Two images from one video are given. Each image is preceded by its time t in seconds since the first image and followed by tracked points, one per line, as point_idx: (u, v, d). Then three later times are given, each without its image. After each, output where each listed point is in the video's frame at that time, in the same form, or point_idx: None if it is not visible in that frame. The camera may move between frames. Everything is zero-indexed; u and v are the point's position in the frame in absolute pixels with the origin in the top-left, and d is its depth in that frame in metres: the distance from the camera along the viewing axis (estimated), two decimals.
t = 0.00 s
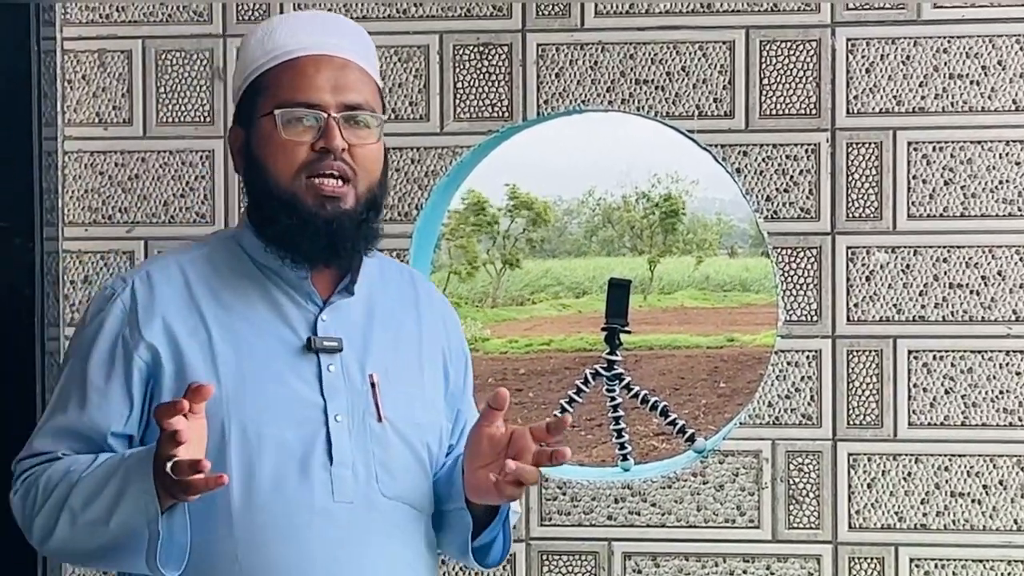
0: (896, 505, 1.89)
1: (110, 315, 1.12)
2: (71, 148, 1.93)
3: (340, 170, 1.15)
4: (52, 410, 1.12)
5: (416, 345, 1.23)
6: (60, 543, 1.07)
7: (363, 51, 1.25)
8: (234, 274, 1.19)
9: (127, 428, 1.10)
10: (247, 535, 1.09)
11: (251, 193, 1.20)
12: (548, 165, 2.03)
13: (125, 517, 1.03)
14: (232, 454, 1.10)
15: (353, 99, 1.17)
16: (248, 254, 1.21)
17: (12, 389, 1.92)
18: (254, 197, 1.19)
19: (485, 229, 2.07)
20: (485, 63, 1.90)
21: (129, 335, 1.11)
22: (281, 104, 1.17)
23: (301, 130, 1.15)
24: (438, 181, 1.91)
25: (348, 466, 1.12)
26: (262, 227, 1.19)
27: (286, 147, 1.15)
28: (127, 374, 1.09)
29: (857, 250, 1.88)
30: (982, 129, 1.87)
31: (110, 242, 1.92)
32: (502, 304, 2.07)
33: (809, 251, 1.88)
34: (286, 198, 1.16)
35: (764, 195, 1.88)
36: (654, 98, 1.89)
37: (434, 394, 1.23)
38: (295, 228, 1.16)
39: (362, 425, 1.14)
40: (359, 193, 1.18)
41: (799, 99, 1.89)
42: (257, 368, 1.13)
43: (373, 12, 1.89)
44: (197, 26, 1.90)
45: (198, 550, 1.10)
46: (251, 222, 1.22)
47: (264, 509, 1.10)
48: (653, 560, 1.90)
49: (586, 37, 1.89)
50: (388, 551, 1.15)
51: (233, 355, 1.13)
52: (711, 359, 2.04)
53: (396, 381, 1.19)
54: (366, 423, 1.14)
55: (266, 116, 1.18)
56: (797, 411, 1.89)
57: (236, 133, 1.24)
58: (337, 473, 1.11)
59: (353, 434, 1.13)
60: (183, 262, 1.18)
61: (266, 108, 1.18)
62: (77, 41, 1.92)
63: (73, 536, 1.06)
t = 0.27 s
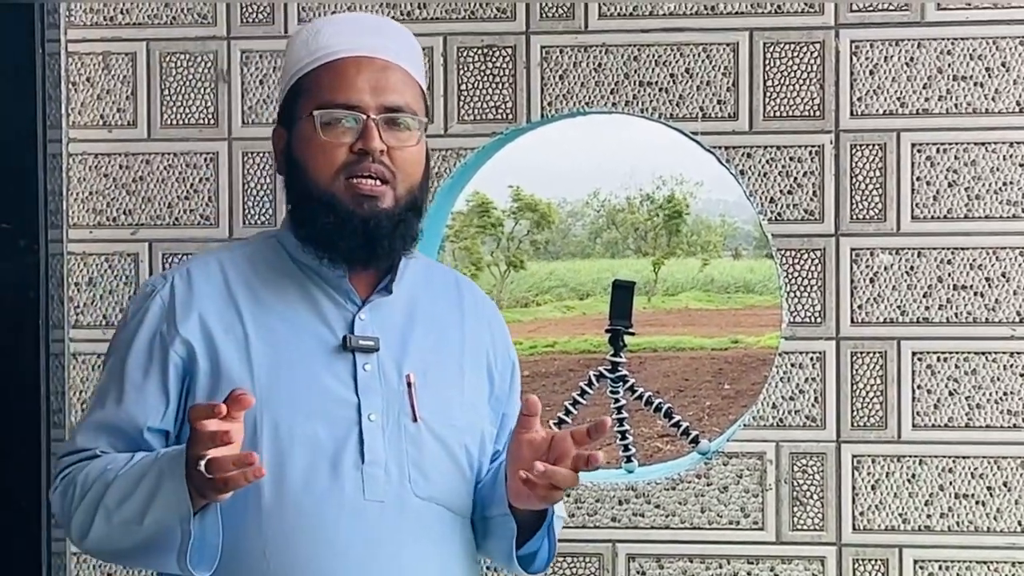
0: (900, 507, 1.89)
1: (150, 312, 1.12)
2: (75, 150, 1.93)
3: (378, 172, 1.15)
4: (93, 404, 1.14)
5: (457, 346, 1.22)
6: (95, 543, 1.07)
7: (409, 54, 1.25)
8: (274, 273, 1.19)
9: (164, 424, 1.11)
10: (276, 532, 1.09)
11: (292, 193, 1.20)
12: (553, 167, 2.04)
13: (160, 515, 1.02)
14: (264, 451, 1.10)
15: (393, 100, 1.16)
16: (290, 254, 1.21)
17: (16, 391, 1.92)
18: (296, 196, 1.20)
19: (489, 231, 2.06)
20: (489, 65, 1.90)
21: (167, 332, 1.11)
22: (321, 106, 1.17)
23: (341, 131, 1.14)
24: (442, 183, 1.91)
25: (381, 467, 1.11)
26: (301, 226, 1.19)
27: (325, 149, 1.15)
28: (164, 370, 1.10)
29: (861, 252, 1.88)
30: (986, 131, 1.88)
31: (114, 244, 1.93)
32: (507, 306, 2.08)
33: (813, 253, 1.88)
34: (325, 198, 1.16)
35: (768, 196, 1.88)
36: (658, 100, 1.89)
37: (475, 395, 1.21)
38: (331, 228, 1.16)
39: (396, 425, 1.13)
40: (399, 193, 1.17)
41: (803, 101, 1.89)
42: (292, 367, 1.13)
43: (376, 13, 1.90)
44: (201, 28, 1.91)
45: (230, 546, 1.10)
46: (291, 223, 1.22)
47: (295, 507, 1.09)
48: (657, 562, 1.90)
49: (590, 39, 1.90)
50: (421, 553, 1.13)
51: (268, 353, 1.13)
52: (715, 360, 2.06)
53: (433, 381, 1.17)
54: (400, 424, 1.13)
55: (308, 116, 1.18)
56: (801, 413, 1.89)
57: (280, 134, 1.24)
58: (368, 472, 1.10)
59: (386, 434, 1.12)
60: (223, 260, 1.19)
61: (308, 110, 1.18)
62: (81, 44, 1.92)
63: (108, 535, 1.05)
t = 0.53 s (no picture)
0: (903, 509, 1.89)
1: (174, 313, 1.12)
2: (79, 152, 1.93)
3: (394, 174, 1.14)
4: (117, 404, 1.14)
5: (483, 345, 1.20)
6: (122, 543, 1.07)
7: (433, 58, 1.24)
8: (299, 273, 1.19)
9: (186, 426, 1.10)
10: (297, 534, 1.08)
11: (312, 192, 1.20)
12: (558, 168, 2.00)
13: (184, 514, 1.02)
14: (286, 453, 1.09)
15: (408, 100, 1.15)
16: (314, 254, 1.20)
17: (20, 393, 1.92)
18: (315, 196, 1.19)
19: (492, 231, 2.04)
20: (492, 67, 1.90)
21: (190, 333, 1.11)
22: (336, 107, 1.16)
23: (356, 133, 1.13)
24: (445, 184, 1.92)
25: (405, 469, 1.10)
26: (320, 226, 1.19)
27: (340, 152, 1.14)
28: (185, 372, 1.09)
29: (864, 254, 1.88)
30: (989, 133, 1.88)
31: (118, 246, 1.93)
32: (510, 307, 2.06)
33: (816, 255, 1.89)
34: (342, 200, 1.15)
35: (771, 199, 1.89)
36: (661, 102, 1.89)
37: (504, 395, 1.19)
38: (348, 228, 1.15)
39: (420, 427, 1.12)
40: (415, 194, 1.16)
41: (806, 103, 1.89)
42: (314, 368, 1.12)
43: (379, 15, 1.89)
44: (204, 30, 1.91)
45: (254, 547, 1.10)
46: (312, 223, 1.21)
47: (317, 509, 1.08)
48: (660, 564, 1.90)
49: (594, 41, 1.90)
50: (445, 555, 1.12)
51: (291, 354, 1.12)
52: (719, 362, 2.02)
53: (458, 382, 1.16)
54: (424, 425, 1.12)
55: (323, 118, 1.17)
56: (804, 415, 1.89)
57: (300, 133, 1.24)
58: (391, 474, 1.09)
59: (410, 435, 1.11)
60: (247, 261, 1.18)
61: (323, 111, 1.17)
62: (85, 46, 1.92)
63: (134, 535, 1.05)
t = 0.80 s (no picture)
0: (908, 510, 1.88)
1: (197, 314, 1.13)
2: (84, 153, 1.94)
3: (408, 179, 1.14)
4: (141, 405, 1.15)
5: (506, 350, 1.20)
6: (135, 536, 1.06)
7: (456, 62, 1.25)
8: (321, 274, 1.19)
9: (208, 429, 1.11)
10: (318, 540, 1.09)
11: (331, 197, 1.21)
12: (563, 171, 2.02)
13: (189, 491, 1.01)
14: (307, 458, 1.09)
15: (423, 106, 1.16)
16: (337, 255, 1.21)
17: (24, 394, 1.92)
18: (333, 201, 1.20)
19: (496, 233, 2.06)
20: (497, 68, 1.91)
21: (212, 335, 1.12)
22: (352, 113, 1.17)
23: (371, 138, 1.14)
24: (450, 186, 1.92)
25: (425, 474, 1.10)
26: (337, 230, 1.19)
27: (355, 157, 1.14)
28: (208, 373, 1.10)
29: (869, 255, 1.88)
30: (994, 134, 1.88)
31: (123, 248, 1.93)
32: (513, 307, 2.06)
33: (820, 256, 1.89)
34: (357, 205, 1.16)
35: (776, 200, 1.88)
36: (665, 104, 1.89)
37: (526, 401, 1.20)
38: (360, 235, 1.15)
39: (442, 432, 1.12)
40: (430, 200, 1.16)
41: (810, 104, 1.89)
42: (336, 371, 1.12)
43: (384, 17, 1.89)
44: (208, 31, 1.91)
45: (274, 552, 1.10)
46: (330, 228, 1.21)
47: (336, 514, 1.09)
48: (665, 565, 1.90)
49: (598, 42, 1.90)
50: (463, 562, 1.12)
51: (313, 356, 1.13)
52: (721, 363, 2.06)
53: (479, 387, 1.16)
54: (447, 430, 1.12)
55: (340, 123, 1.17)
56: (809, 416, 1.89)
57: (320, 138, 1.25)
58: (411, 481, 1.09)
59: (431, 440, 1.11)
60: (270, 262, 1.19)
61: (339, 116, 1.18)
62: (90, 47, 1.93)
63: (146, 526, 1.05)
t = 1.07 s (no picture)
0: (909, 510, 1.90)
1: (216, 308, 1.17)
2: (93, 156, 1.96)
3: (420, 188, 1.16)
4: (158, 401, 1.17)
5: (525, 355, 1.22)
6: (142, 517, 1.07)
7: (472, 68, 1.26)
8: (338, 274, 1.22)
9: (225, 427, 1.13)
10: (333, 541, 1.10)
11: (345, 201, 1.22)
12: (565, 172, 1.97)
13: (185, 451, 1.02)
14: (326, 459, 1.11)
15: (439, 114, 1.17)
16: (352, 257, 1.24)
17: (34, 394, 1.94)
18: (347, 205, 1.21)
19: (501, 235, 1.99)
20: (503, 72, 1.93)
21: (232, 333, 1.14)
22: (365, 118, 1.18)
23: (383, 146, 1.15)
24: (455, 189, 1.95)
25: (443, 477, 1.12)
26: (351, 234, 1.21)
27: (369, 165, 1.16)
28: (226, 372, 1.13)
29: (870, 257, 1.90)
30: (995, 138, 1.90)
31: (133, 250, 1.96)
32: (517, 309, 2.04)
33: (823, 258, 1.90)
34: (371, 212, 1.18)
35: (778, 202, 1.90)
36: (669, 107, 1.91)
37: (543, 406, 1.22)
38: (374, 240, 1.18)
39: (461, 435, 1.14)
40: (442, 210, 1.18)
41: (813, 108, 1.91)
42: (356, 373, 1.14)
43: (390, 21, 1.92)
44: (216, 35, 1.93)
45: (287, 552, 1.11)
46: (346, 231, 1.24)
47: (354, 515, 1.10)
48: (668, 564, 1.92)
49: (603, 46, 1.92)
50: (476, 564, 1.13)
51: (331, 355, 1.15)
52: (724, 363, 2.01)
53: (499, 392, 1.18)
54: (463, 432, 1.14)
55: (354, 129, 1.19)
56: (811, 416, 1.91)
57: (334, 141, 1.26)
58: (429, 484, 1.11)
59: (448, 443, 1.13)
60: (290, 262, 1.22)
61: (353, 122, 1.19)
62: (99, 51, 1.95)
63: (149, 500, 1.06)
